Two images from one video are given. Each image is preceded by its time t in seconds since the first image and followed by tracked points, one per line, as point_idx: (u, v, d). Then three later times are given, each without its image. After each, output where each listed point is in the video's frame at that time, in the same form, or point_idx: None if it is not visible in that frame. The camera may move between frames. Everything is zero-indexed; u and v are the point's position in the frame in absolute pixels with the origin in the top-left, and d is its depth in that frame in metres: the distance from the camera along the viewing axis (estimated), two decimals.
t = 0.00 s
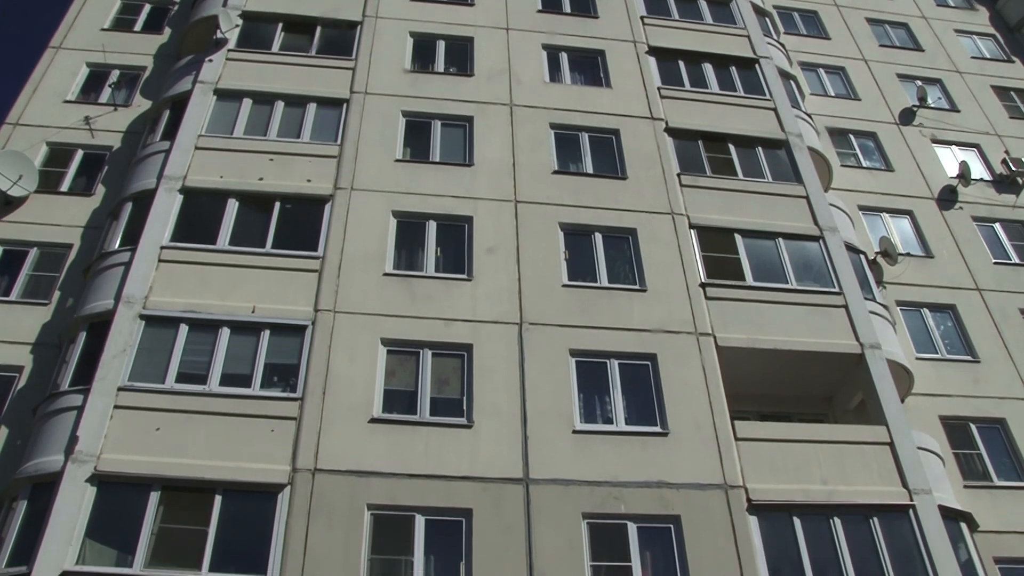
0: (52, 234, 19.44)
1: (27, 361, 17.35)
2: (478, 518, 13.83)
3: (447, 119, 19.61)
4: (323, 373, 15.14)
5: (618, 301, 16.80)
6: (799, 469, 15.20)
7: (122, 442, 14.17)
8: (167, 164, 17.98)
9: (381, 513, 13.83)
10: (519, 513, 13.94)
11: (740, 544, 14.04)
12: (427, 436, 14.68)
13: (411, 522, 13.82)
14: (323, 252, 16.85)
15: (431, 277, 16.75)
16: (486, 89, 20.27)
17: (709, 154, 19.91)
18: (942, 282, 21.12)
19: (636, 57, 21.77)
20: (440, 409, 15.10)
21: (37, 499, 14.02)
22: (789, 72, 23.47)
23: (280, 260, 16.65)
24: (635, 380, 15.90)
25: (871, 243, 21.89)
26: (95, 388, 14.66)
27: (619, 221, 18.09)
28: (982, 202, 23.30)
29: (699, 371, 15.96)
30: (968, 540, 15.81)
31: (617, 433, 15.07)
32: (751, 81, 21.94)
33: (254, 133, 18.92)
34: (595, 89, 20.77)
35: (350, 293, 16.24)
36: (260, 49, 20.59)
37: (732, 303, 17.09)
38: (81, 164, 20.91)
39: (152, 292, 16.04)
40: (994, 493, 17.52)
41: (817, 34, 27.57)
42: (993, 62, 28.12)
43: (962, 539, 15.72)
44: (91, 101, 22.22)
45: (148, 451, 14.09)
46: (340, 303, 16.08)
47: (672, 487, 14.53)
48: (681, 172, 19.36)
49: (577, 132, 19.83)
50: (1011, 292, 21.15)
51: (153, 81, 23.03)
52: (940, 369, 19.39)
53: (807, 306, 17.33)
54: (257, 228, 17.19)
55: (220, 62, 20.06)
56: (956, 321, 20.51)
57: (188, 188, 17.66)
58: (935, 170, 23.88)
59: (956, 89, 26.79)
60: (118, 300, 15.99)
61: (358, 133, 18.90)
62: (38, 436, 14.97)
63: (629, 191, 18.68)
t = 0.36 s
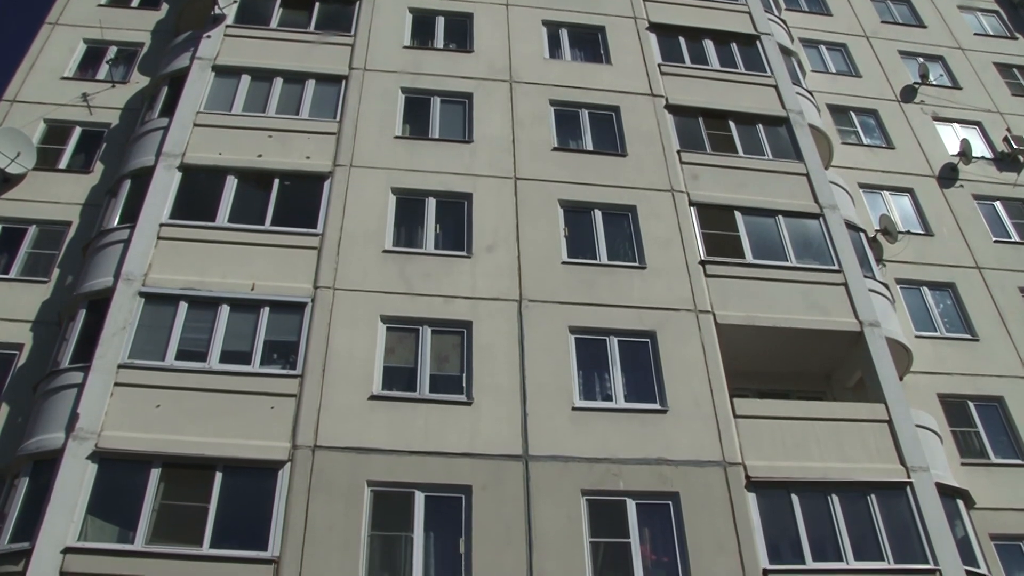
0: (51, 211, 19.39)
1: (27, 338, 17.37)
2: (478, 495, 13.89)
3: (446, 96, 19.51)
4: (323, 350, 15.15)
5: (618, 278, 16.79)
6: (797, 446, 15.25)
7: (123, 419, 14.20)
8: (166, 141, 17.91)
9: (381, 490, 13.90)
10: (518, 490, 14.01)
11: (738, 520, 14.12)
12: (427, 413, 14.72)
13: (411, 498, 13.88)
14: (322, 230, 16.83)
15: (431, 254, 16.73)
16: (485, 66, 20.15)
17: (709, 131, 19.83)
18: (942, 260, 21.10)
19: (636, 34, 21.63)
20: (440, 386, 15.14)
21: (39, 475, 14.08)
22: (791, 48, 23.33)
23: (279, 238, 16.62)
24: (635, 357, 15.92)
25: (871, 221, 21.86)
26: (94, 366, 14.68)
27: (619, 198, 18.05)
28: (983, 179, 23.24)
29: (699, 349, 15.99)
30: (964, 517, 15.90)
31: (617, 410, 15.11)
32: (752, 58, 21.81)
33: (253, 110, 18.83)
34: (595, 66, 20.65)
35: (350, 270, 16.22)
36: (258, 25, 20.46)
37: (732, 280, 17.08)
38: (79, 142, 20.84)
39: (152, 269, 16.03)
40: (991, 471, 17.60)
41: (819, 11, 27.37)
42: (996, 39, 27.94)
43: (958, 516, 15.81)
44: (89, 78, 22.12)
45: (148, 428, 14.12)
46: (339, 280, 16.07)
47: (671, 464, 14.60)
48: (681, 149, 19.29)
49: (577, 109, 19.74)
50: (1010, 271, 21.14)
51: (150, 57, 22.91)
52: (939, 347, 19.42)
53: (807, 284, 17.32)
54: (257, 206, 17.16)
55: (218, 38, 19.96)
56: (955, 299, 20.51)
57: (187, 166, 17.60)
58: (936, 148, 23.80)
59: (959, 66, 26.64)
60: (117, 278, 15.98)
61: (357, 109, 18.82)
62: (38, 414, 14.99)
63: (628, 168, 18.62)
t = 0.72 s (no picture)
0: (50, 190, 19.35)
1: (27, 317, 17.37)
2: (478, 473, 13.95)
3: (446, 73, 19.42)
4: (323, 327, 15.17)
5: (618, 256, 16.78)
6: (796, 424, 15.30)
7: (123, 397, 14.23)
8: (165, 119, 17.85)
9: (381, 468, 13.95)
10: (518, 467, 14.07)
11: (737, 498, 14.19)
12: (427, 391, 14.75)
13: (411, 476, 13.94)
14: (322, 208, 16.80)
15: (431, 232, 16.71)
16: (485, 43, 20.05)
17: (711, 109, 19.76)
18: (943, 240, 21.08)
19: (638, 11, 21.49)
20: (440, 364, 15.16)
21: (41, 453, 14.12)
22: (793, 26, 23.20)
23: (279, 216, 16.60)
24: (634, 335, 15.94)
25: (872, 200, 21.83)
26: (95, 344, 14.70)
27: (620, 176, 18.00)
28: (985, 158, 23.17)
29: (698, 327, 16.00)
30: (962, 495, 15.97)
31: (616, 388, 15.14)
32: (754, 35, 21.69)
33: (252, 87, 18.76)
34: (596, 43, 20.53)
35: (350, 248, 16.21)
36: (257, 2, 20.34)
37: (732, 258, 17.07)
38: (77, 120, 20.78)
39: (152, 248, 16.02)
40: (989, 449, 17.68)
41: None
42: (1000, 16, 27.75)
43: (955, 494, 15.88)
44: (87, 56, 22.02)
45: (149, 406, 14.16)
46: (339, 258, 16.06)
47: (670, 442, 14.65)
48: (681, 127, 19.22)
49: (578, 86, 19.65)
50: (1011, 250, 21.13)
51: (148, 34, 22.80)
52: (938, 326, 19.44)
53: (807, 262, 17.31)
54: (257, 184, 17.14)
55: (217, 14, 19.86)
56: (955, 279, 20.51)
57: (186, 144, 17.55)
58: (938, 127, 23.71)
59: (962, 44, 26.49)
60: (117, 256, 15.97)
61: (357, 87, 18.75)
62: (39, 392, 15.02)
63: (629, 146, 18.57)
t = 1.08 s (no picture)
0: (48, 163, 19.28)
1: (28, 291, 17.37)
2: (478, 445, 14.02)
3: (446, 45, 19.29)
4: (323, 300, 15.17)
5: (618, 230, 16.75)
6: (796, 397, 15.33)
7: (124, 370, 14.26)
8: (163, 91, 17.75)
9: (381, 440, 14.01)
10: (518, 439, 14.13)
11: (735, 471, 14.27)
12: (427, 364, 14.78)
13: (411, 448, 14.00)
14: (321, 180, 16.75)
15: (431, 205, 16.67)
16: (486, 14, 19.88)
17: (712, 81, 19.64)
18: (944, 214, 21.04)
19: None
20: (440, 337, 15.18)
21: (43, 426, 14.17)
22: None
23: (279, 189, 16.55)
24: (634, 308, 15.95)
25: (873, 173, 21.76)
26: (96, 318, 14.71)
27: (620, 149, 17.93)
28: (988, 132, 23.07)
29: (698, 301, 16.01)
30: (958, 468, 16.05)
31: (616, 361, 15.17)
32: (756, 7, 21.51)
33: (251, 59, 18.64)
34: (597, 14, 20.36)
35: (349, 221, 16.18)
36: None
37: (732, 232, 17.05)
38: (74, 93, 20.67)
39: (151, 221, 15.98)
40: (986, 423, 17.76)
41: None
42: None
43: (952, 467, 15.96)
44: (83, 28, 21.87)
45: (150, 379, 14.19)
46: (339, 231, 16.03)
47: (670, 415, 14.70)
48: (682, 100, 19.12)
49: (578, 58, 19.53)
50: (1013, 225, 21.09)
51: (145, 6, 22.62)
52: (938, 300, 19.45)
53: (808, 236, 17.29)
54: (256, 156, 17.08)
55: None
56: (956, 253, 20.50)
57: (184, 116, 17.46)
58: (941, 100, 23.59)
59: (967, 16, 26.27)
60: (116, 230, 15.93)
61: (356, 59, 18.63)
62: (40, 366, 15.04)
63: (629, 119, 18.48)
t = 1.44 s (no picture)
0: (45, 130, 19.18)
1: (27, 259, 17.35)
2: (478, 412, 14.08)
3: (445, 10, 19.10)
4: (323, 267, 15.16)
5: (618, 197, 16.70)
6: (795, 365, 15.36)
7: (125, 337, 14.28)
8: (160, 58, 17.60)
9: (382, 407, 14.07)
10: (518, 406, 14.20)
11: (734, 438, 14.35)
12: (427, 330, 14.80)
13: (411, 415, 14.06)
14: (320, 147, 16.68)
15: (430, 171, 16.60)
16: None
17: (714, 48, 19.49)
18: (946, 183, 20.96)
19: None
20: (440, 304, 15.19)
21: (45, 393, 14.23)
22: None
23: (277, 155, 16.47)
24: (634, 275, 15.95)
25: (876, 141, 21.65)
26: (95, 286, 14.71)
27: (621, 115, 17.83)
28: (992, 100, 22.92)
29: (698, 269, 15.99)
30: (955, 436, 16.14)
31: (616, 328, 15.19)
32: None
33: (249, 24, 18.47)
34: None
35: (349, 188, 16.12)
36: None
37: (733, 199, 16.99)
38: (70, 59, 20.52)
39: (150, 188, 15.92)
40: (984, 391, 17.82)
41: None
42: None
43: (949, 435, 16.05)
44: None
45: (151, 346, 14.21)
46: (339, 198, 15.98)
47: (669, 382, 14.75)
48: (684, 66, 18.98)
49: (579, 24, 19.35)
50: (1014, 194, 21.03)
51: None
52: (938, 269, 19.45)
53: (809, 204, 17.24)
54: (255, 123, 16.99)
55: None
56: (957, 222, 20.45)
57: (182, 83, 17.33)
58: (945, 68, 23.42)
59: None
60: (115, 197, 15.89)
61: (355, 24, 18.47)
62: (41, 333, 15.06)
63: (630, 85, 18.35)
